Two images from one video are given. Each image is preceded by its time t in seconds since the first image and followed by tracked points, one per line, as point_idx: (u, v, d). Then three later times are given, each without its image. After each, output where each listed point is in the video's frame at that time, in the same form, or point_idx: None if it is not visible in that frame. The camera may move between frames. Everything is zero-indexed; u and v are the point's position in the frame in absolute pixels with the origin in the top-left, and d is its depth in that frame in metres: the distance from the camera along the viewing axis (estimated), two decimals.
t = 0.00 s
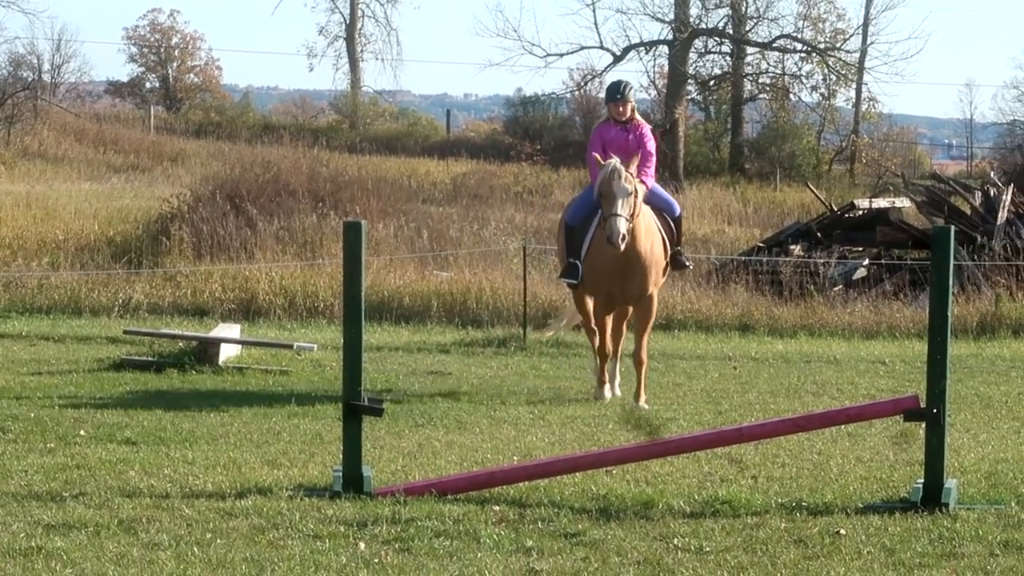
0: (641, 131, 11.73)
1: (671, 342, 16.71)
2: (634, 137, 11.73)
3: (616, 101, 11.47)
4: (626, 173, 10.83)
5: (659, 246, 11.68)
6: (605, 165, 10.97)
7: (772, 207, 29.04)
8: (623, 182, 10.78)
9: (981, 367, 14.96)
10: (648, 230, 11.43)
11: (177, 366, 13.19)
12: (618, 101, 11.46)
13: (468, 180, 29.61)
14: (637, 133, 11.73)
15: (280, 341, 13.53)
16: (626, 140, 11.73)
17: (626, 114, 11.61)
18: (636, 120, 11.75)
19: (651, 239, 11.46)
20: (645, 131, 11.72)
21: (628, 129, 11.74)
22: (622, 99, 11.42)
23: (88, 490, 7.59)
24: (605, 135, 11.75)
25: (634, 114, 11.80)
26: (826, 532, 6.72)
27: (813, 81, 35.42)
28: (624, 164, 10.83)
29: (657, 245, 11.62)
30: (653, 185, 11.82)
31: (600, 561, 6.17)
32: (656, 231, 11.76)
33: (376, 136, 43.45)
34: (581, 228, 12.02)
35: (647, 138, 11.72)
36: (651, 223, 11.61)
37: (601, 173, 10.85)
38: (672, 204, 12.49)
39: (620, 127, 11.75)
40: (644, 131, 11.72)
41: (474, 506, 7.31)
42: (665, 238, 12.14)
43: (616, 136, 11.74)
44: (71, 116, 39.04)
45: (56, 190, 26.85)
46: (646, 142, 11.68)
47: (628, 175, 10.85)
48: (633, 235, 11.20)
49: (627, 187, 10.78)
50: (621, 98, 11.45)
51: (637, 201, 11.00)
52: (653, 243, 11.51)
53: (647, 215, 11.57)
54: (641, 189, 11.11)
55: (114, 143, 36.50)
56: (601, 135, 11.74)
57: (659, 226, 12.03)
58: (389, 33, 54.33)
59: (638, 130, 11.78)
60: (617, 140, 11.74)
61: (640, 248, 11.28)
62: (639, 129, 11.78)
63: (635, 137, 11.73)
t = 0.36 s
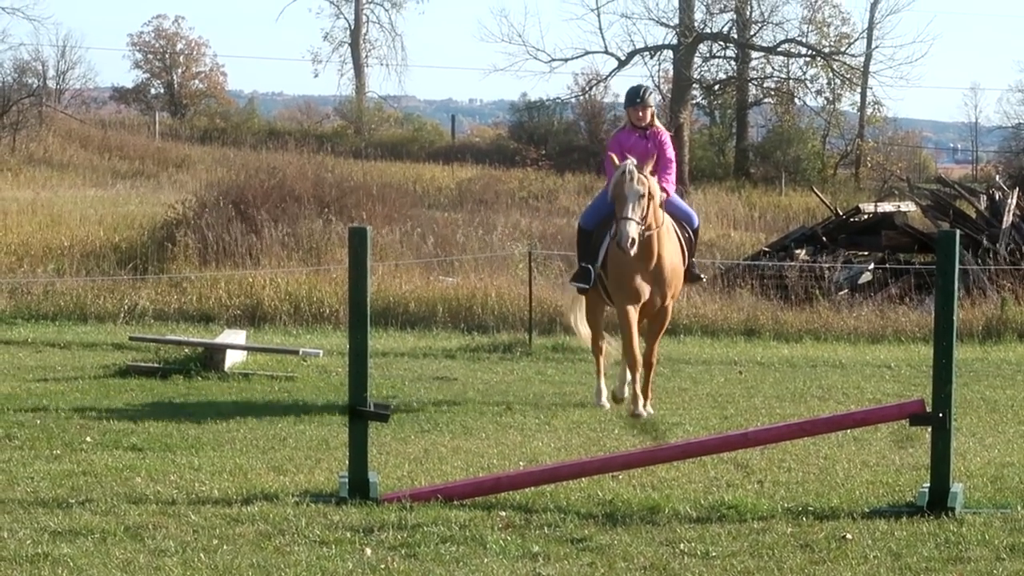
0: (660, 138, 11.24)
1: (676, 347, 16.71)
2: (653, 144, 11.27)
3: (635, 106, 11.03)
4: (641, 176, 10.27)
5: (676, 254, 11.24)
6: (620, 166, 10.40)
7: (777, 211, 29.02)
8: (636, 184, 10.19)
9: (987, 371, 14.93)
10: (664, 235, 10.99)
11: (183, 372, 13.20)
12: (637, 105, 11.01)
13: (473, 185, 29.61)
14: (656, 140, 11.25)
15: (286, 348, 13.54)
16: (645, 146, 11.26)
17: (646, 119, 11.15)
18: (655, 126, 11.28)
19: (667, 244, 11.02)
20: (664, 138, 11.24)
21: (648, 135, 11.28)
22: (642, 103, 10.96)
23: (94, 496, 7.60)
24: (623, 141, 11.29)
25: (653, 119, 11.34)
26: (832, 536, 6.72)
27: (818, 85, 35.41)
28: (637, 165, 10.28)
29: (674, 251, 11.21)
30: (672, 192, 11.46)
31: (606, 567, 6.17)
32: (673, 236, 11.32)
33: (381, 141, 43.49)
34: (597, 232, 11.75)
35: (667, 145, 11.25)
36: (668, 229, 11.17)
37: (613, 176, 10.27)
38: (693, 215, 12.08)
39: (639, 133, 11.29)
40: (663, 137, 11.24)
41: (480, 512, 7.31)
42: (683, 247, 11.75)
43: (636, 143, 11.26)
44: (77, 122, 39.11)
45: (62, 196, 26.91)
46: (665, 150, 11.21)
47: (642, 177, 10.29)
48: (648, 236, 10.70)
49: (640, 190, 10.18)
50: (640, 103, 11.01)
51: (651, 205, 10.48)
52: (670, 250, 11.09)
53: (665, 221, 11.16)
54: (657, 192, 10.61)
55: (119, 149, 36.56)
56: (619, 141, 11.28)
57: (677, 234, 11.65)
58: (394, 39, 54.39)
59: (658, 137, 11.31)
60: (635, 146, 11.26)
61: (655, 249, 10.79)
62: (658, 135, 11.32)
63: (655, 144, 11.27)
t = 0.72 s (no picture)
0: (669, 145, 11.12)
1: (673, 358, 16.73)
2: (660, 150, 11.16)
3: (643, 111, 10.95)
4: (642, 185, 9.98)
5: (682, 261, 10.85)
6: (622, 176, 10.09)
7: (773, 222, 29.07)
8: (638, 194, 9.90)
9: (983, 382, 14.94)
10: (670, 243, 10.59)
11: (179, 383, 13.19)
12: (646, 110, 10.92)
13: (469, 195, 29.64)
14: (664, 147, 11.14)
15: (282, 358, 13.55)
16: (652, 153, 11.17)
17: (653, 125, 11.05)
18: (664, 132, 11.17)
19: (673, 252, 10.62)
20: (671, 146, 11.12)
21: (655, 142, 11.19)
22: (649, 108, 10.88)
23: (90, 507, 7.60)
24: (629, 147, 11.20)
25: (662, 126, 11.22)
26: (828, 546, 6.73)
27: (814, 95, 35.49)
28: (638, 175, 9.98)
29: (680, 259, 10.79)
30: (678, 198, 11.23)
31: None
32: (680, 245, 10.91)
33: (378, 152, 43.54)
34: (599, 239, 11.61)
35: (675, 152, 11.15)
36: (674, 237, 10.76)
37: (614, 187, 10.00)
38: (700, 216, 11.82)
39: (646, 139, 11.19)
40: (671, 143, 11.11)
41: (476, 523, 7.31)
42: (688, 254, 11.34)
43: (642, 149, 11.17)
44: (74, 133, 39.14)
45: (59, 207, 26.93)
46: (673, 157, 11.10)
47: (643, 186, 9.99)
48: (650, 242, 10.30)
49: (641, 201, 9.89)
50: (648, 108, 10.92)
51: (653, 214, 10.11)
52: (677, 258, 10.67)
53: (670, 227, 10.77)
54: (659, 199, 10.22)
55: (116, 160, 36.59)
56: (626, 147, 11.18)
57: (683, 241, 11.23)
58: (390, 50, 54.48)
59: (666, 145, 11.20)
60: (641, 152, 11.16)
61: (658, 257, 10.39)
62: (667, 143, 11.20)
63: (662, 152, 11.16)
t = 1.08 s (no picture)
0: (669, 146, 10.92)
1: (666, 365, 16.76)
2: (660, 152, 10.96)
3: (641, 112, 10.76)
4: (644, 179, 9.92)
5: (684, 267, 10.76)
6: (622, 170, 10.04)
7: (767, 229, 29.11)
8: (641, 186, 9.85)
9: (976, 389, 14.98)
10: (670, 246, 10.52)
11: (172, 390, 13.17)
12: (643, 110, 10.74)
13: (463, 202, 29.65)
14: (664, 148, 10.92)
15: (275, 365, 13.54)
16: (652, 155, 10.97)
17: (652, 126, 10.83)
18: (664, 133, 10.96)
19: (673, 256, 10.54)
20: (671, 147, 10.91)
21: (654, 143, 10.95)
22: (647, 108, 10.68)
23: (83, 514, 7.59)
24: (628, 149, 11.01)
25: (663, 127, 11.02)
26: (821, 554, 6.73)
27: (807, 102, 35.58)
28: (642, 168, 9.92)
29: (682, 265, 10.72)
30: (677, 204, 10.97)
31: None
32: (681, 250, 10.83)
33: (371, 158, 43.55)
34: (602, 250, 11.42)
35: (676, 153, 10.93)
36: (675, 240, 10.69)
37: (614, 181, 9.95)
38: (703, 221, 11.67)
39: (646, 141, 10.99)
40: (671, 144, 10.91)
41: (469, 530, 7.31)
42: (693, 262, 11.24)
43: (642, 151, 10.96)
44: (67, 140, 39.09)
45: (52, 214, 26.89)
46: (673, 158, 10.88)
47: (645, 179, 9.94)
48: (648, 242, 10.24)
49: (644, 192, 9.84)
50: (646, 109, 10.73)
51: (653, 211, 10.04)
52: (677, 263, 10.58)
53: (670, 231, 10.69)
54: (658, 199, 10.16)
55: (109, 167, 36.55)
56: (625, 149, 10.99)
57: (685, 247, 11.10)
58: (384, 57, 54.50)
59: (666, 145, 10.97)
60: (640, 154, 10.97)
61: (657, 261, 10.32)
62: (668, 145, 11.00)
63: (662, 152, 10.93)
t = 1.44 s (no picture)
0: (669, 146, 10.74)
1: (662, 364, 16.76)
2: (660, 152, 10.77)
3: (641, 113, 10.59)
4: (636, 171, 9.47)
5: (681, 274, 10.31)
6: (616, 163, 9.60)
7: (762, 229, 29.11)
8: (630, 177, 9.40)
9: (972, 388, 15.00)
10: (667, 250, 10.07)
11: (168, 390, 13.16)
12: (643, 110, 10.57)
13: (458, 202, 29.64)
14: (665, 148, 10.76)
15: (271, 366, 13.53)
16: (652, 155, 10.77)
17: (652, 127, 10.67)
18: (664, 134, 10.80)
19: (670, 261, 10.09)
20: (671, 147, 10.74)
21: (655, 144, 10.77)
22: (647, 108, 10.51)
23: (79, 514, 7.58)
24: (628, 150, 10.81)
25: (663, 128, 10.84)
26: (818, 553, 6.74)
27: (802, 102, 35.61)
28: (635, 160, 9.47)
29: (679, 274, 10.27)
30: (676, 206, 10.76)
31: None
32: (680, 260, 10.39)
33: (367, 158, 43.53)
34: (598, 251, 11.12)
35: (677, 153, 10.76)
36: (673, 248, 10.26)
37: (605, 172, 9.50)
38: (703, 231, 11.46)
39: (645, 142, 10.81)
40: (672, 144, 10.74)
41: (466, 530, 7.31)
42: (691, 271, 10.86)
43: (642, 150, 10.76)
44: (62, 139, 39.02)
45: (47, 214, 26.84)
46: (673, 158, 10.71)
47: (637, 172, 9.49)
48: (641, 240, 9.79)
49: (632, 183, 9.38)
50: (646, 108, 10.57)
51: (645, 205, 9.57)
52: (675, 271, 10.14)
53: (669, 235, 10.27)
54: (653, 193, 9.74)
55: (104, 167, 36.51)
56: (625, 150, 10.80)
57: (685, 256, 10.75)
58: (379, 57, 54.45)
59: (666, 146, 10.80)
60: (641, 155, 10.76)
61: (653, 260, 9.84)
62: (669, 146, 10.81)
63: (662, 153, 10.76)
